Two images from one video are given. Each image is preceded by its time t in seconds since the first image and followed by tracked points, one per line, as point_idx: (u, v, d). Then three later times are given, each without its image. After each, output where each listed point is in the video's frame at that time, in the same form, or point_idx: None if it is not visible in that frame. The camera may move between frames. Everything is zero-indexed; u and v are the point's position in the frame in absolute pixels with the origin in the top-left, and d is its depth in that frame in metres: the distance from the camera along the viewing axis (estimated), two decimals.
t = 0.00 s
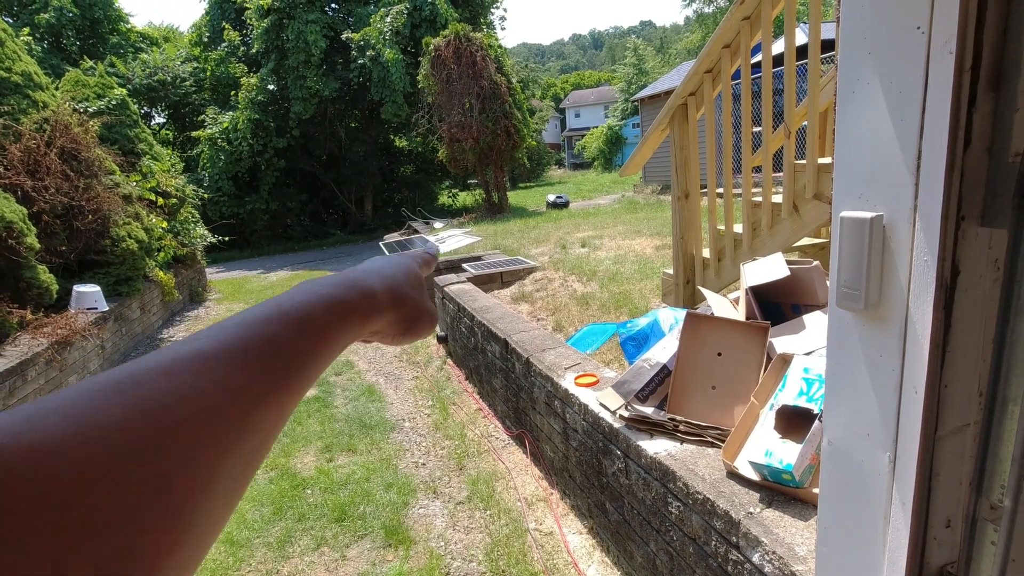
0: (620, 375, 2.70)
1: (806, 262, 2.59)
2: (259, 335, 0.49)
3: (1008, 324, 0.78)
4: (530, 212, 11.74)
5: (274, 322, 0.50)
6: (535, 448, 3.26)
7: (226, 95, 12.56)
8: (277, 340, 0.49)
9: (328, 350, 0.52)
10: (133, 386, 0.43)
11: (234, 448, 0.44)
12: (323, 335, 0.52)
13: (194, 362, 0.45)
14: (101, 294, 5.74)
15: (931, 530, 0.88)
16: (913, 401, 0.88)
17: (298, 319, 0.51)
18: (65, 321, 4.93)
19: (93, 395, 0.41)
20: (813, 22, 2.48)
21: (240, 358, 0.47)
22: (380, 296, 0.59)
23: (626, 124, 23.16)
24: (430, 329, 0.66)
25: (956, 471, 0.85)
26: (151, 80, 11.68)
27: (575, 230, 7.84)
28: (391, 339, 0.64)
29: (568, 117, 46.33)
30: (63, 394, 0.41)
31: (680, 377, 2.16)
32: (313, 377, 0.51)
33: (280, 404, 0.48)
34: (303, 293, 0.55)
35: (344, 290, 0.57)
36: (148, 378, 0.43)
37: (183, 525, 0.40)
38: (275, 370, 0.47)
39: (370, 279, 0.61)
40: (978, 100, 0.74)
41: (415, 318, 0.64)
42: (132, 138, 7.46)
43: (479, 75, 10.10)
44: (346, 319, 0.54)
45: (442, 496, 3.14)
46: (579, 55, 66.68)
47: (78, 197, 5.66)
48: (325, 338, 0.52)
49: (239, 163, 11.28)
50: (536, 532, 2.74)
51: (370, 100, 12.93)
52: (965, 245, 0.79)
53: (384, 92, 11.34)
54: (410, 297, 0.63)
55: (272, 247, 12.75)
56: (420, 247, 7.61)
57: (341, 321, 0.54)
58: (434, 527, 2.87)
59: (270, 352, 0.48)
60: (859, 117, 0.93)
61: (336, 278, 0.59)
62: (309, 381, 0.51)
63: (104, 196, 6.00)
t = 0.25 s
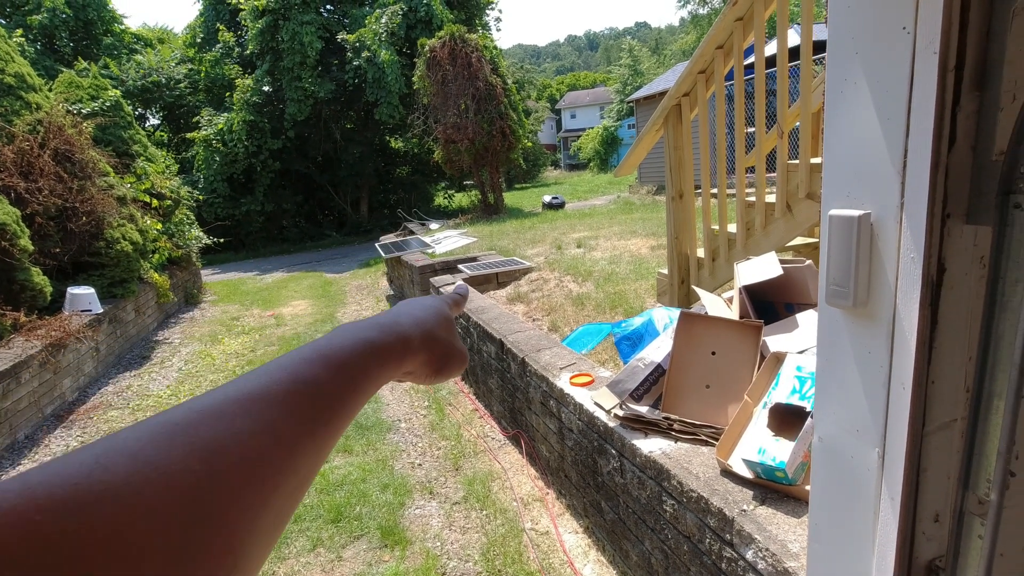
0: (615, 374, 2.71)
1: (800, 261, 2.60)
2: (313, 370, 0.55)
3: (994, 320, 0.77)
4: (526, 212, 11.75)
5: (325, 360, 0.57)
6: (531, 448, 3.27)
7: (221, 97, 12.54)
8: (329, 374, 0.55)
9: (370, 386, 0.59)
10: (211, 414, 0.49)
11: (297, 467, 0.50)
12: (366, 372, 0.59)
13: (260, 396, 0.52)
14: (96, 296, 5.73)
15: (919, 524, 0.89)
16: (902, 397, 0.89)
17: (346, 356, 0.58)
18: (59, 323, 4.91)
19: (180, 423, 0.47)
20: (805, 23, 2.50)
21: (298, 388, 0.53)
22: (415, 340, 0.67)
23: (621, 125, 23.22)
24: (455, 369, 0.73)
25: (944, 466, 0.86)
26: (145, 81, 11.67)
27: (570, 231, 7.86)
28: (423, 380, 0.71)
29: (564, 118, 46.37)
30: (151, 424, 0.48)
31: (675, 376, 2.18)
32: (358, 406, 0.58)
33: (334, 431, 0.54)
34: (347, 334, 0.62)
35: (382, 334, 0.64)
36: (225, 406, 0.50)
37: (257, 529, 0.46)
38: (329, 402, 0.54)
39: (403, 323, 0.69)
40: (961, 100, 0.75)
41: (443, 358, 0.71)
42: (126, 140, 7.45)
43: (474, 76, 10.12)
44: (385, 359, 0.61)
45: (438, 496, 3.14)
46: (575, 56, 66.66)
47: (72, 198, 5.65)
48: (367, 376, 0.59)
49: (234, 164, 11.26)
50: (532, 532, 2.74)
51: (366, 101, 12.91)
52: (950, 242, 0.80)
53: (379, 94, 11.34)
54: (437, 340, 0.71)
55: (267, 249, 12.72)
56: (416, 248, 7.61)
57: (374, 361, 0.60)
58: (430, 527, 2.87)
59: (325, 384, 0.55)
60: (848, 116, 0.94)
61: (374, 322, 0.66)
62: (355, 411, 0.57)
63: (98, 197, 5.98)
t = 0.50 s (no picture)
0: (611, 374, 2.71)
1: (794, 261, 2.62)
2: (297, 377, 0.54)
3: (983, 319, 0.79)
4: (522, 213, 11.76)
5: (308, 365, 0.56)
6: (527, 448, 3.27)
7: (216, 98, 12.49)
8: (311, 380, 0.54)
9: (357, 391, 0.58)
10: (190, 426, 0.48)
11: (280, 477, 0.49)
12: (352, 377, 0.57)
13: (249, 401, 0.52)
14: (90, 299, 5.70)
15: (911, 522, 0.90)
16: (894, 396, 0.89)
17: (329, 361, 0.57)
18: (53, 326, 4.89)
19: (161, 432, 0.47)
20: (798, 24, 2.51)
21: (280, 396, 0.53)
22: (404, 339, 0.65)
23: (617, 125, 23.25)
24: (450, 370, 0.71)
25: (935, 464, 0.87)
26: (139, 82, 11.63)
27: (566, 231, 7.87)
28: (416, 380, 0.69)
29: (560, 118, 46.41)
30: (131, 434, 0.47)
31: (670, 375, 2.18)
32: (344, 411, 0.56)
33: (318, 438, 0.53)
34: (334, 337, 0.60)
35: (370, 337, 0.62)
36: (206, 416, 0.49)
37: (238, 540, 0.46)
38: (313, 410, 0.53)
39: (393, 324, 0.66)
40: (950, 101, 0.76)
41: (437, 357, 0.68)
42: (120, 142, 7.42)
43: (470, 77, 10.12)
44: (372, 362, 0.60)
45: (435, 498, 3.14)
46: (571, 57, 66.68)
47: (66, 200, 5.63)
48: (353, 380, 0.57)
49: (230, 166, 11.23)
50: (529, 532, 2.75)
51: (361, 102, 12.90)
52: (940, 242, 0.81)
53: (375, 95, 11.33)
54: (430, 340, 0.68)
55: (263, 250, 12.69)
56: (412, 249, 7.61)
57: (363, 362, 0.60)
58: (427, 528, 2.87)
59: (307, 390, 0.54)
60: (839, 116, 0.95)
61: (362, 324, 0.64)
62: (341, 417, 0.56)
63: (92, 199, 5.96)
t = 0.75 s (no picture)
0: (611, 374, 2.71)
1: (794, 260, 2.62)
2: (297, 385, 0.53)
3: (985, 316, 0.79)
4: (522, 213, 11.75)
5: (308, 373, 0.55)
6: (528, 448, 3.27)
7: (216, 99, 12.48)
8: (312, 388, 0.53)
9: (353, 396, 0.56)
10: (190, 436, 0.47)
11: (278, 486, 0.48)
12: (352, 385, 0.56)
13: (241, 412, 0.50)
14: (91, 300, 5.71)
15: (914, 520, 0.90)
16: (894, 394, 0.89)
17: (329, 367, 0.56)
18: (53, 327, 4.89)
19: (151, 448, 0.45)
20: (797, 24, 2.51)
21: (282, 403, 0.51)
22: (399, 348, 0.64)
23: (617, 126, 23.25)
24: (443, 378, 0.70)
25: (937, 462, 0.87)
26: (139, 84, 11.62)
27: (566, 231, 7.87)
28: (410, 388, 0.68)
29: (559, 119, 46.42)
30: (126, 447, 0.46)
31: (671, 375, 2.18)
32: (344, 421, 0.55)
33: (318, 447, 0.52)
34: (328, 346, 0.59)
35: (368, 345, 0.61)
36: (199, 427, 0.48)
37: (236, 550, 0.44)
38: (308, 416, 0.51)
39: (389, 334, 0.66)
40: (952, 99, 0.76)
41: (431, 366, 0.68)
42: (120, 143, 7.42)
43: (470, 77, 10.12)
44: (371, 370, 0.59)
45: (435, 498, 3.14)
46: (570, 57, 66.69)
47: (66, 201, 5.63)
48: (354, 387, 0.56)
49: (229, 167, 11.23)
50: (530, 532, 2.75)
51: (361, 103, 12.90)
52: (942, 240, 0.81)
53: (375, 96, 11.32)
54: (426, 349, 0.68)
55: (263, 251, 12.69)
56: (412, 249, 7.61)
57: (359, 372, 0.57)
58: (428, 529, 2.87)
59: (309, 398, 0.52)
60: (839, 115, 0.95)
61: (357, 333, 0.64)
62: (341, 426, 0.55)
63: (92, 201, 5.95)
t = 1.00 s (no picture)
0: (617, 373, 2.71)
1: (800, 259, 2.61)
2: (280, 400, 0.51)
3: (997, 313, 0.79)
4: (527, 213, 11.74)
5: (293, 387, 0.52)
6: (533, 447, 3.27)
7: (221, 99, 12.52)
8: (293, 403, 0.51)
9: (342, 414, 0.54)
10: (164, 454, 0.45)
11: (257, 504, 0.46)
12: (340, 398, 0.54)
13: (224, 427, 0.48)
14: (98, 300, 5.74)
15: (923, 520, 0.89)
16: (904, 393, 0.89)
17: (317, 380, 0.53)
18: (61, 326, 4.92)
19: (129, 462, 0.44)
20: (804, 21, 2.50)
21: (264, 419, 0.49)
22: (394, 361, 0.61)
23: (621, 125, 23.20)
24: (441, 390, 0.67)
25: (947, 461, 0.86)
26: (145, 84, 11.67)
27: (571, 231, 7.86)
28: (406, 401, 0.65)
29: (564, 118, 46.36)
30: (100, 465, 0.44)
31: (677, 374, 2.18)
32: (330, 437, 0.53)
33: (298, 466, 0.49)
34: (320, 359, 0.56)
35: (359, 356, 0.59)
36: (182, 442, 0.46)
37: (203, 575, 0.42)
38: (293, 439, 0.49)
39: (382, 343, 0.63)
40: (963, 94, 0.76)
41: (428, 376, 0.65)
42: (127, 144, 7.45)
43: (474, 77, 10.12)
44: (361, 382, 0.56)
45: (441, 497, 3.14)
46: (574, 56, 66.66)
47: (73, 202, 5.66)
48: (343, 400, 0.54)
49: (235, 167, 11.27)
50: (535, 531, 2.74)
51: (365, 103, 12.93)
52: (952, 237, 0.80)
53: (380, 95, 11.33)
54: (422, 359, 0.65)
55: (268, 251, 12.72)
56: (417, 249, 7.62)
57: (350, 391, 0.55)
58: (433, 527, 2.87)
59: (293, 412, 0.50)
60: (848, 110, 0.95)
61: (349, 343, 0.61)
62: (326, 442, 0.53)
63: (99, 201, 5.98)
